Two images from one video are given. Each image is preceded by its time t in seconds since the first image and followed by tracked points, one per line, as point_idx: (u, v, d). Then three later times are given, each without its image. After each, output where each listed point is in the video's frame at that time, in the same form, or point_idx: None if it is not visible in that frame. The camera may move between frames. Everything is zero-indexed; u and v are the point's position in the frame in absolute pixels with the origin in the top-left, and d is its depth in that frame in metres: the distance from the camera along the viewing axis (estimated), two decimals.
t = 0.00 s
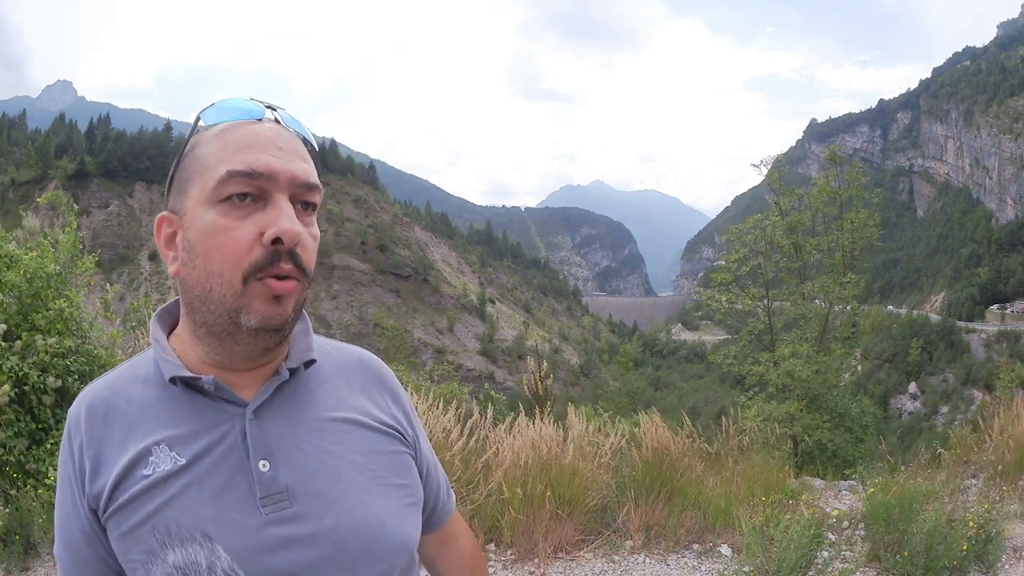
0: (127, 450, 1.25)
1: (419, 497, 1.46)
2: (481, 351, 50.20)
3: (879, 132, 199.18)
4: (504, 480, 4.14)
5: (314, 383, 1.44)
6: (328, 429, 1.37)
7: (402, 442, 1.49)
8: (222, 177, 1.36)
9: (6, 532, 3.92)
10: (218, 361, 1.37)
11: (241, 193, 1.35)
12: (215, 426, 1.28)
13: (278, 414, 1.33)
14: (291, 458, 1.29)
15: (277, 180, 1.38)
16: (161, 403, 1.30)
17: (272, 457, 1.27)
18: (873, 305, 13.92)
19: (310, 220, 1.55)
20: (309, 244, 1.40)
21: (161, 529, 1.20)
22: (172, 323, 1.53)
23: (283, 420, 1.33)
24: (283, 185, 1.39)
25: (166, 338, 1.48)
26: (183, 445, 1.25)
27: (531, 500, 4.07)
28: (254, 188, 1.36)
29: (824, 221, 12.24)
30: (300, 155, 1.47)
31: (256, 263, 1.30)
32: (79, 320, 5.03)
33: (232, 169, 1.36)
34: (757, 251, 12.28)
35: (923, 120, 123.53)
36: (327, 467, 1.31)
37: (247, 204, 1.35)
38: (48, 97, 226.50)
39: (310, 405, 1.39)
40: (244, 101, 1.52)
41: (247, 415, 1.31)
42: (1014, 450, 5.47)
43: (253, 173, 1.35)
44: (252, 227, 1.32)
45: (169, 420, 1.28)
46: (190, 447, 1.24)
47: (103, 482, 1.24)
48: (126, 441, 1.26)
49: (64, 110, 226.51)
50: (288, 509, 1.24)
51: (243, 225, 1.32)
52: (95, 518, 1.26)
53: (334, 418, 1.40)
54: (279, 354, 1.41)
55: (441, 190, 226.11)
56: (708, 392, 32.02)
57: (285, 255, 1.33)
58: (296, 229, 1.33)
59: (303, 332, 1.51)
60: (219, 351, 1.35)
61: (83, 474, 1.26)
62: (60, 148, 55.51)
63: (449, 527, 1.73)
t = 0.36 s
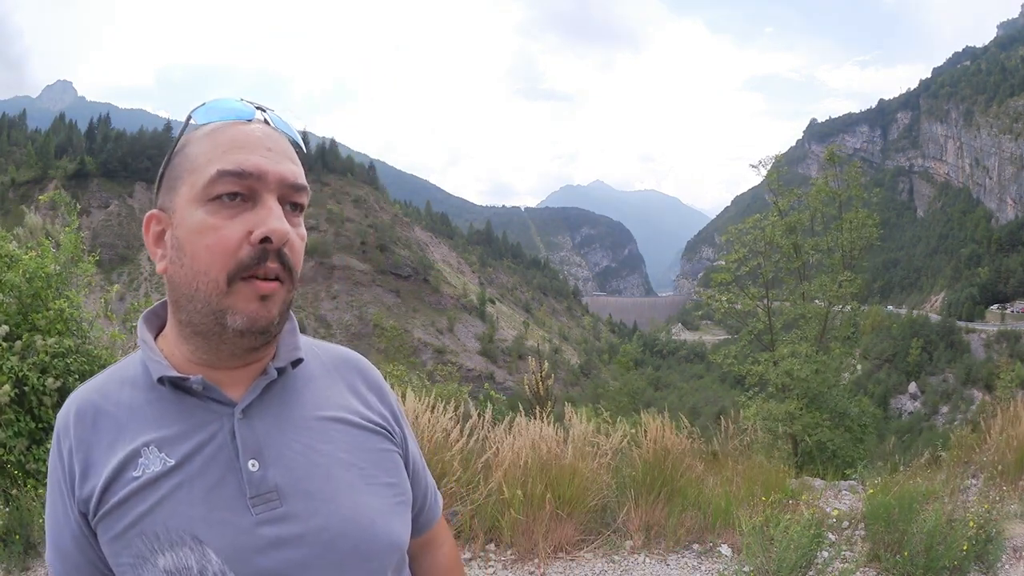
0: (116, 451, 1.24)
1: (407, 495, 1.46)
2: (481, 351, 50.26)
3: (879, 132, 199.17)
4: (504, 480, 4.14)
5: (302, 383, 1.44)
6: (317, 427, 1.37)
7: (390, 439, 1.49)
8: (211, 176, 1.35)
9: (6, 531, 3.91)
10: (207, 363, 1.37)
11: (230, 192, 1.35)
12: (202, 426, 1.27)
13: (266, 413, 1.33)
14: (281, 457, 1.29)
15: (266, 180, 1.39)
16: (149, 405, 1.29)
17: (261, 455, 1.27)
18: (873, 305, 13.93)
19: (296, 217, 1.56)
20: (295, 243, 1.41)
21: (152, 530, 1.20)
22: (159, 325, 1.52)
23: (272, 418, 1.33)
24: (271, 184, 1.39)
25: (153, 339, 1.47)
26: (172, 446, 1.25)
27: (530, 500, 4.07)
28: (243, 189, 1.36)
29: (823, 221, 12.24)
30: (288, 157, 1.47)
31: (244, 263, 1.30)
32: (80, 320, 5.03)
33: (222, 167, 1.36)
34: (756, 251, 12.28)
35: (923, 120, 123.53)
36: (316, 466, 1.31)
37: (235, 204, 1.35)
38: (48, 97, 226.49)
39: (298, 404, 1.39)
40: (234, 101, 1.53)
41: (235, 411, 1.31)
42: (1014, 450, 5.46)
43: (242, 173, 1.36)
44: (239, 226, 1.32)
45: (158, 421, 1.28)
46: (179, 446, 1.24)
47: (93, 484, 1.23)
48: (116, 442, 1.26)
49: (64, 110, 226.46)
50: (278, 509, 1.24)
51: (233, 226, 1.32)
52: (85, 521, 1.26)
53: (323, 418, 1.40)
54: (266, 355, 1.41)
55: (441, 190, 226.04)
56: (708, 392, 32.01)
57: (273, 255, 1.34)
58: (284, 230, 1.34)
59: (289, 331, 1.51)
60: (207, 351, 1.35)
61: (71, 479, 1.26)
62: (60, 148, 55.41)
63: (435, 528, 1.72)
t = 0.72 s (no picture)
0: (112, 460, 1.24)
1: (405, 498, 1.46)
2: (481, 351, 50.29)
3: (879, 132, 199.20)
4: (504, 480, 4.14)
5: (301, 387, 1.44)
6: (313, 431, 1.36)
7: (386, 442, 1.49)
8: (203, 179, 1.35)
9: (6, 531, 3.91)
10: (200, 368, 1.36)
11: (222, 198, 1.34)
12: (197, 431, 1.27)
13: (262, 418, 1.33)
14: (276, 465, 1.29)
15: (258, 182, 1.38)
16: (145, 411, 1.29)
17: (257, 462, 1.27)
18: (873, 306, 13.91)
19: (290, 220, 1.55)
20: (289, 248, 1.40)
21: (149, 542, 1.19)
22: (153, 330, 1.52)
23: (267, 424, 1.33)
24: (263, 188, 1.38)
25: (148, 345, 1.47)
26: (168, 452, 1.25)
27: (531, 500, 4.07)
28: (233, 193, 1.35)
29: (824, 221, 12.23)
30: (282, 158, 1.47)
31: (234, 272, 1.29)
32: (80, 320, 5.04)
33: (214, 169, 1.36)
34: (756, 251, 12.29)
35: (923, 119, 123.50)
36: (312, 470, 1.31)
37: (226, 208, 1.34)
38: (48, 97, 226.51)
39: (293, 408, 1.39)
40: (231, 101, 1.51)
41: (230, 417, 1.31)
42: (1015, 451, 5.46)
43: (232, 176, 1.35)
44: (232, 231, 1.31)
45: (153, 428, 1.27)
46: (174, 455, 1.24)
47: (89, 490, 1.23)
48: (110, 450, 1.26)
49: (64, 110, 226.48)
50: (275, 514, 1.23)
51: (225, 231, 1.31)
52: (81, 530, 1.26)
53: (319, 422, 1.39)
54: (262, 360, 1.41)
55: (441, 190, 226.07)
56: (708, 392, 32.02)
57: (265, 263, 1.32)
58: (277, 235, 1.33)
59: (285, 334, 1.50)
60: (200, 357, 1.35)
61: (66, 486, 1.26)
62: (60, 148, 55.39)
63: (436, 525, 1.73)
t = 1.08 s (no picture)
0: (113, 460, 1.24)
1: (408, 501, 1.46)
2: (482, 351, 50.31)
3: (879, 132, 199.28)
4: (503, 480, 4.14)
5: (302, 387, 1.44)
6: (313, 432, 1.36)
7: (387, 443, 1.49)
8: (208, 176, 1.35)
9: (6, 531, 3.91)
10: (202, 367, 1.36)
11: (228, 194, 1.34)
12: (198, 434, 1.27)
13: (264, 420, 1.33)
14: (279, 467, 1.29)
15: (263, 180, 1.38)
16: (145, 413, 1.29)
17: (259, 466, 1.27)
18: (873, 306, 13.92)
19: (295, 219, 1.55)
20: (294, 247, 1.40)
21: (152, 543, 1.19)
22: (154, 329, 1.52)
23: (268, 427, 1.33)
24: (269, 185, 1.38)
25: (149, 345, 1.47)
26: (167, 455, 1.24)
27: (531, 500, 4.08)
28: (237, 187, 1.36)
29: (824, 222, 12.23)
30: (289, 155, 1.46)
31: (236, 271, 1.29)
32: (80, 320, 5.04)
33: (219, 166, 1.36)
34: (756, 251, 12.32)
35: (923, 119, 123.48)
36: (313, 471, 1.31)
37: (231, 205, 1.35)
38: (48, 97, 226.51)
39: (295, 410, 1.39)
40: (239, 95, 1.52)
41: (231, 420, 1.30)
42: (1014, 451, 5.46)
43: (235, 172, 1.35)
44: (235, 228, 1.31)
45: (152, 429, 1.27)
46: (173, 457, 1.24)
47: (88, 492, 1.23)
48: (112, 453, 1.26)
49: (64, 110, 226.51)
50: (277, 516, 1.24)
51: (229, 229, 1.31)
52: (83, 533, 1.26)
53: (319, 422, 1.39)
54: (264, 361, 1.40)
55: (441, 190, 226.06)
56: (708, 392, 32.02)
57: (267, 260, 1.32)
58: (280, 233, 1.33)
59: (289, 334, 1.50)
60: (202, 354, 1.34)
61: (67, 487, 1.25)
62: (60, 148, 55.36)
63: (440, 524, 1.72)
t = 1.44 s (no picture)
0: (125, 464, 1.23)
1: (417, 507, 1.47)
2: (481, 351, 50.30)
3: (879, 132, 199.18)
4: (503, 480, 4.13)
5: (318, 393, 1.44)
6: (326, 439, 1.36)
7: (401, 452, 1.49)
8: (238, 178, 1.34)
9: (5, 531, 3.91)
10: (219, 371, 1.34)
11: (258, 199, 1.33)
12: (213, 438, 1.26)
13: (279, 426, 1.33)
14: (293, 472, 1.29)
15: (294, 187, 1.37)
16: (162, 415, 1.28)
17: (273, 471, 1.27)
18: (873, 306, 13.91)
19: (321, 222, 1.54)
20: (322, 259, 1.40)
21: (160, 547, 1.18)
22: (168, 329, 1.51)
23: (283, 432, 1.32)
24: (299, 195, 1.38)
25: (162, 343, 1.46)
26: (181, 458, 1.23)
27: (531, 501, 4.07)
28: (266, 196, 1.36)
29: (823, 222, 12.21)
30: (322, 164, 1.47)
31: (262, 282, 1.28)
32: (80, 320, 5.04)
33: (249, 168, 1.36)
34: (757, 251, 12.30)
35: (923, 119, 123.38)
36: (329, 479, 1.32)
37: (262, 213, 1.35)
38: (48, 97, 226.50)
39: (311, 414, 1.40)
40: (277, 100, 1.53)
41: (248, 424, 1.31)
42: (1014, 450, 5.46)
43: (267, 178, 1.35)
44: (262, 236, 1.30)
45: (168, 432, 1.26)
46: (189, 459, 1.23)
47: (100, 493, 1.22)
48: (122, 454, 1.25)
49: (64, 110, 226.49)
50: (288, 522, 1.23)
51: (258, 234, 1.30)
52: (87, 528, 1.25)
53: (331, 428, 1.39)
54: (282, 367, 1.40)
55: (441, 190, 225.96)
56: (708, 392, 31.98)
57: (294, 272, 1.32)
58: (308, 246, 1.32)
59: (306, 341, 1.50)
60: (219, 361, 1.34)
61: (78, 487, 1.25)
62: (59, 148, 55.28)
63: (446, 533, 1.72)
